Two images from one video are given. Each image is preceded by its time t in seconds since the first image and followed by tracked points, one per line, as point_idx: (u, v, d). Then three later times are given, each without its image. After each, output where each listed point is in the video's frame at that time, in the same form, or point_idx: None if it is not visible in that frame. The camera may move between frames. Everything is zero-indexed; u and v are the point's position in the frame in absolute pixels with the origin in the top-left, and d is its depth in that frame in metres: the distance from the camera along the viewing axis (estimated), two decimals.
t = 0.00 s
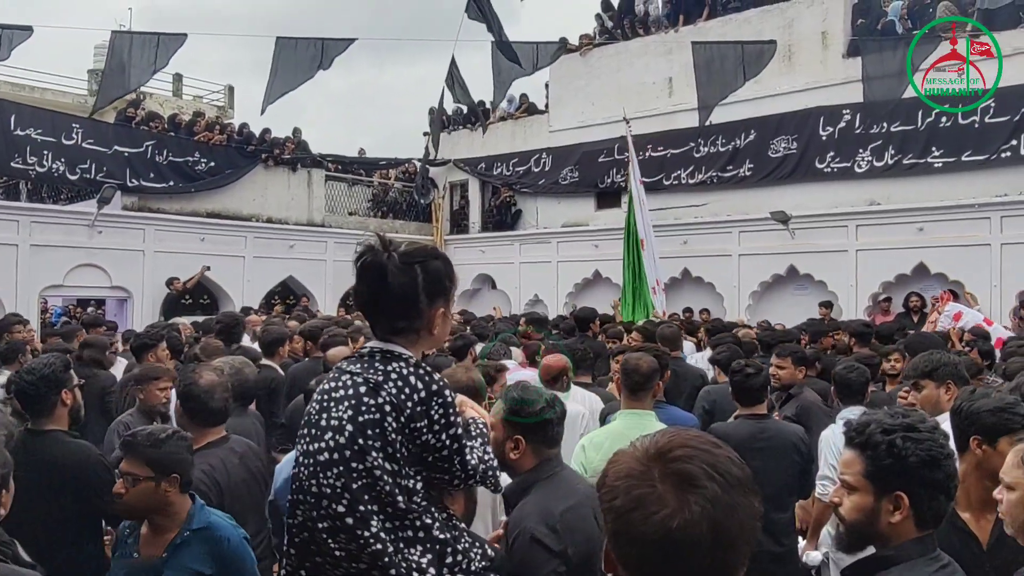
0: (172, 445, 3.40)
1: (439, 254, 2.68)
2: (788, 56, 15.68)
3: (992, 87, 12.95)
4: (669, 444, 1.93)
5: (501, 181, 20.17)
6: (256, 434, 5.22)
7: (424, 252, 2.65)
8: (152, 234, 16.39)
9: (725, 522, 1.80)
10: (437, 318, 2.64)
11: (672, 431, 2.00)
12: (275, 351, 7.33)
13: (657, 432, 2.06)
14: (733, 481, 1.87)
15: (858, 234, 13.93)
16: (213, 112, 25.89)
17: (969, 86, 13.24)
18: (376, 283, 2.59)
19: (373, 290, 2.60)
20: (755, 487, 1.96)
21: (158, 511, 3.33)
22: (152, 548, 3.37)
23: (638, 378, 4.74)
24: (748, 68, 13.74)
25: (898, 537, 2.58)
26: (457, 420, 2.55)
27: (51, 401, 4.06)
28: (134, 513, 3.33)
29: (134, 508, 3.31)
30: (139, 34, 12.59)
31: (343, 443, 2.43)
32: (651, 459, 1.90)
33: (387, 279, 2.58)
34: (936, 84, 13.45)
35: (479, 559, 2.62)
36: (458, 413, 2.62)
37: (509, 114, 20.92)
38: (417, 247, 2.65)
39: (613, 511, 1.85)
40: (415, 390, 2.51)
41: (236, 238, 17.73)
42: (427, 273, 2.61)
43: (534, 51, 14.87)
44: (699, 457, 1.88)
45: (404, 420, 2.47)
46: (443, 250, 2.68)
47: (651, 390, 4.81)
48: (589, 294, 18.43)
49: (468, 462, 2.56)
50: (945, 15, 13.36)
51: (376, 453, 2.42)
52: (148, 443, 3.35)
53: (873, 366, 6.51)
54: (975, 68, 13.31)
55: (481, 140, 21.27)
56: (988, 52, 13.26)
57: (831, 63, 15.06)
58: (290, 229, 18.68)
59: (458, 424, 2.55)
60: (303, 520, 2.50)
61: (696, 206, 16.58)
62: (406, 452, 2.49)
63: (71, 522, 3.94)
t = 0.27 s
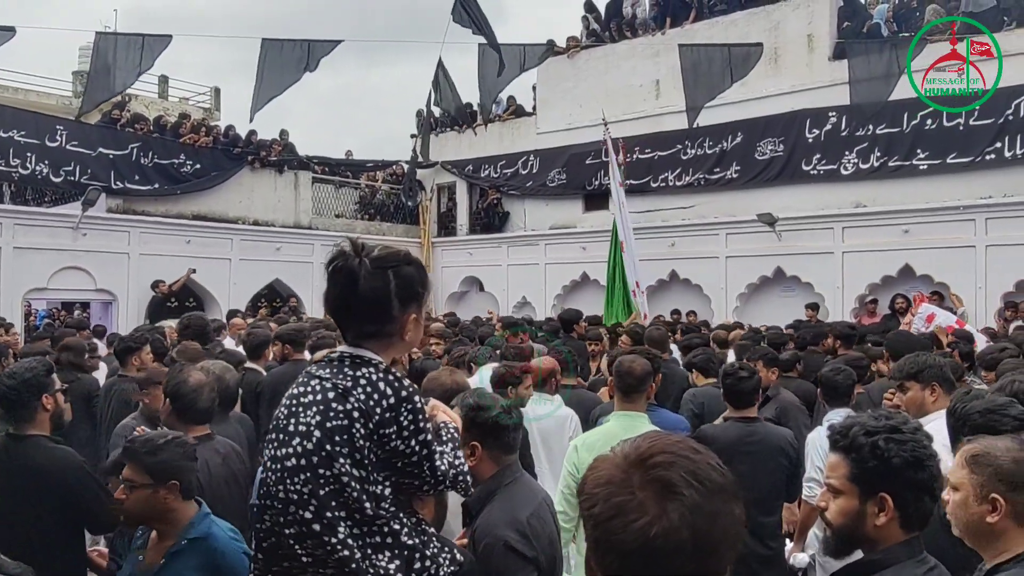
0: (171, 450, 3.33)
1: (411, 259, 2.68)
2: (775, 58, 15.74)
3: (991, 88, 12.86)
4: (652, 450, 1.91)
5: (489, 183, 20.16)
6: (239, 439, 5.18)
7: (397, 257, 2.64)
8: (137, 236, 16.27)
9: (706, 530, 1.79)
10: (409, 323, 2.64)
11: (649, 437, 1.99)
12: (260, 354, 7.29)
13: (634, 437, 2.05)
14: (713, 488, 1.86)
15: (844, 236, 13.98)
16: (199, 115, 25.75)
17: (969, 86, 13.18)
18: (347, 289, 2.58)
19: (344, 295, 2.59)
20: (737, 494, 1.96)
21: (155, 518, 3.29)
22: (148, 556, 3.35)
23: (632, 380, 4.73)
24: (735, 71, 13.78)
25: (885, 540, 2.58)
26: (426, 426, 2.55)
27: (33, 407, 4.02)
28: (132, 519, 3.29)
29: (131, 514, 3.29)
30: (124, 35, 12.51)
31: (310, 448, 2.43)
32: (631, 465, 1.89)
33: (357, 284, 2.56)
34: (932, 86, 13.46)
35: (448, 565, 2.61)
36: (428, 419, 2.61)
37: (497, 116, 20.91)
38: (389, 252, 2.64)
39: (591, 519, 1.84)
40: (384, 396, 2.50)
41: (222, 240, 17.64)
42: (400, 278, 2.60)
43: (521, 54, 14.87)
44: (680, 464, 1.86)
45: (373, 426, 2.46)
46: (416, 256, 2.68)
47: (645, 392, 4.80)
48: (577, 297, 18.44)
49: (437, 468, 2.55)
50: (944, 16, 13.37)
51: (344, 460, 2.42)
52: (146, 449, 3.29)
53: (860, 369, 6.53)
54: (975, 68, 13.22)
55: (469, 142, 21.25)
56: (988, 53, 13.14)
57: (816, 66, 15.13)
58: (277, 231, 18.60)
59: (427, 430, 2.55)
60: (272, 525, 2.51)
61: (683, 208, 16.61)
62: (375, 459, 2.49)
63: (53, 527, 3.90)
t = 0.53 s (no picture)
0: (179, 449, 3.30)
1: (398, 258, 2.69)
2: (766, 59, 15.77)
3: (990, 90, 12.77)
4: (645, 451, 1.90)
5: (481, 183, 20.15)
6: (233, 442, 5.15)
7: (383, 256, 2.65)
8: (128, 237, 16.20)
9: (699, 534, 1.78)
10: (397, 322, 2.65)
11: (644, 438, 1.98)
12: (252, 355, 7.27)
13: (630, 436, 2.03)
14: (708, 490, 1.84)
15: (836, 236, 14.00)
16: (191, 116, 25.66)
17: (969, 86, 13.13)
18: (333, 289, 2.58)
19: (330, 296, 2.59)
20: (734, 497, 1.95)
21: (162, 517, 3.26)
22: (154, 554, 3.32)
23: (637, 381, 4.73)
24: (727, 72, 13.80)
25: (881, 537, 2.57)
26: (415, 426, 2.52)
27: (22, 409, 3.99)
28: (140, 518, 3.27)
29: (138, 512, 3.26)
30: (114, 35, 12.46)
31: (298, 451, 2.42)
32: (624, 467, 1.88)
33: (343, 285, 2.57)
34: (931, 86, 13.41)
35: (440, 565, 2.59)
36: (418, 418, 2.59)
37: (489, 116, 20.89)
38: (375, 251, 2.65)
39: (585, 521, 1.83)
40: (372, 397, 2.48)
41: (213, 241, 17.58)
42: (386, 278, 2.60)
43: (514, 54, 14.86)
44: (674, 466, 1.85)
45: (360, 428, 2.44)
46: (402, 255, 2.68)
47: (648, 392, 4.80)
48: (570, 298, 18.44)
49: (427, 468, 2.53)
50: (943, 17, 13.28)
51: (332, 462, 2.40)
52: (156, 447, 3.27)
53: (856, 369, 6.53)
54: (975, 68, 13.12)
55: (461, 142, 21.24)
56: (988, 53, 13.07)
57: (808, 67, 15.17)
58: (268, 232, 18.54)
59: (417, 430, 2.52)
60: (261, 529, 2.50)
61: (676, 208, 16.63)
62: (364, 460, 2.47)
63: (44, 529, 3.87)
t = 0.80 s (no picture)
0: (184, 454, 3.29)
1: (391, 256, 2.69)
2: (762, 60, 15.79)
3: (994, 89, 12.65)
4: (648, 453, 1.90)
5: (477, 184, 20.16)
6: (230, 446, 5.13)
7: (375, 254, 2.64)
8: (123, 239, 16.16)
9: (703, 534, 1.77)
10: (392, 321, 2.65)
11: (647, 439, 1.98)
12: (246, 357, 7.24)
13: (632, 437, 2.03)
14: (711, 490, 1.84)
15: (832, 237, 14.01)
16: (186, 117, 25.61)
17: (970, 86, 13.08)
18: (325, 290, 2.57)
19: (322, 297, 2.58)
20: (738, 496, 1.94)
21: (166, 522, 3.25)
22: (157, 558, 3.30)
23: (645, 381, 4.74)
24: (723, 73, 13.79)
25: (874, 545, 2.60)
26: (416, 428, 2.52)
27: (15, 413, 3.97)
28: (145, 523, 3.24)
29: (142, 518, 3.23)
30: (109, 37, 12.42)
31: (297, 457, 2.41)
32: (626, 469, 1.88)
33: (335, 285, 2.56)
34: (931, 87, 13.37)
35: (445, 569, 2.58)
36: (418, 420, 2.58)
37: (485, 117, 20.89)
38: (366, 250, 2.64)
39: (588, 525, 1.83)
40: (370, 399, 2.47)
41: (208, 243, 17.54)
42: (379, 276, 2.60)
43: (509, 56, 14.85)
44: (676, 466, 1.85)
45: (360, 431, 2.44)
46: (394, 253, 2.68)
47: (654, 393, 4.81)
48: (566, 299, 18.44)
49: (429, 471, 2.52)
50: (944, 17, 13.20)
51: (332, 467, 2.39)
52: (160, 451, 3.26)
53: (853, 369, 6.54)
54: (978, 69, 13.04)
55: (457, 144, 21.26)
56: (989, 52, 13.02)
57: (803, 68, 15.19)
58: (263, 234, 18.51)
59: (417, 432, 2.51)
60: (262, 538, 2.49)
61: (672, 209, 16.64)
62: (364, 464, 2.46)
63: (39, 534, 3.84)
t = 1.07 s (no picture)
0: (178, 460, 3.28)
1: (382, 256, 2.70)
2: (756, 60, 15.82)
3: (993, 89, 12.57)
4: (647, 455, 1.89)
5: (473, 185, 20.16)
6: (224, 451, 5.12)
7: (365, 254, 2.65)
8: (117, 241, 16.12)
9: (704, 535, 1.77)
10: (387, 322, 2.65)
11: (646, 441, 1.98)
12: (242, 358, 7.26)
13: (630, 440, 2.03)
14: (710, 491, 1.84)
15: (827, 237, 14.02)
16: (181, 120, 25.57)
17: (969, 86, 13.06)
18: (316, 291, 2.58)
19: (313, 300, 2.58)
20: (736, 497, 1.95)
21: (160, 528, 3.23)
22: (152, 563, 3.28)
23: (650, 382, 4.74)
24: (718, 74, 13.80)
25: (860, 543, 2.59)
26: (414, 432, 2.52)
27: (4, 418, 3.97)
28: (140, 529, 3.23)
29: (136, 523, 3.22)
30: (103, 39, 12.39)
31: (293, 465, 2.40)
32: (627, 471, 1.88)
33: (325, 286, 2.56)
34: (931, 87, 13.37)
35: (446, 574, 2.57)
36: (416, 425, 2.59)
37: (480, 118, 20.89)
38: (356, 250, 2.65)
39: (592, 530, 1.82)
40: (367, 404, 2.48)
41: (203, 245, 17.52)
42: (370, 276, 2.60)
43: (504, 57, 14.85)
44: (677, 468, 1.85)
45: (357, 437, 2.43)
46: (385, 252, 2.68)
47: (656, 393, 4.80)
48: (562, 300, 18.43)
49: (428, 475, 2.51)
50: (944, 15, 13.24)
51: (329, 475, 2.39)
52: (154, 457, 3.25)
53: (849, 368, 6.55)
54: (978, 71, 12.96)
55: (452, 145, 21.25)
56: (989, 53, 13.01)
57: (798, 68, 15.21)
58: (259, 235, 18.47)
59: (415, 436, 2.52)
60: (259, 549, 2.48)
61: (667, 209, 16.65)
62: (362, 470, 2.46)
63: (34, 538, 3.84)
